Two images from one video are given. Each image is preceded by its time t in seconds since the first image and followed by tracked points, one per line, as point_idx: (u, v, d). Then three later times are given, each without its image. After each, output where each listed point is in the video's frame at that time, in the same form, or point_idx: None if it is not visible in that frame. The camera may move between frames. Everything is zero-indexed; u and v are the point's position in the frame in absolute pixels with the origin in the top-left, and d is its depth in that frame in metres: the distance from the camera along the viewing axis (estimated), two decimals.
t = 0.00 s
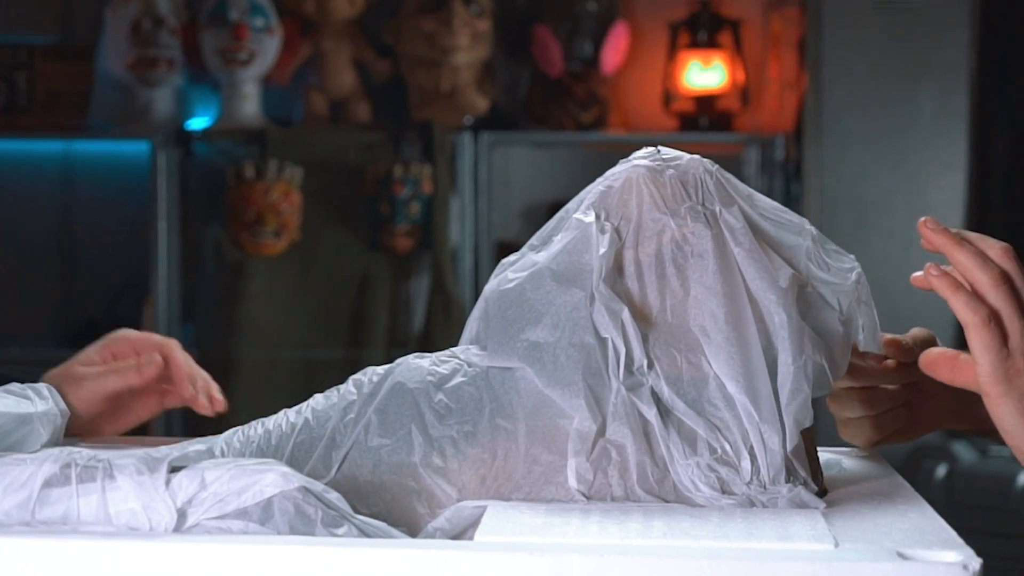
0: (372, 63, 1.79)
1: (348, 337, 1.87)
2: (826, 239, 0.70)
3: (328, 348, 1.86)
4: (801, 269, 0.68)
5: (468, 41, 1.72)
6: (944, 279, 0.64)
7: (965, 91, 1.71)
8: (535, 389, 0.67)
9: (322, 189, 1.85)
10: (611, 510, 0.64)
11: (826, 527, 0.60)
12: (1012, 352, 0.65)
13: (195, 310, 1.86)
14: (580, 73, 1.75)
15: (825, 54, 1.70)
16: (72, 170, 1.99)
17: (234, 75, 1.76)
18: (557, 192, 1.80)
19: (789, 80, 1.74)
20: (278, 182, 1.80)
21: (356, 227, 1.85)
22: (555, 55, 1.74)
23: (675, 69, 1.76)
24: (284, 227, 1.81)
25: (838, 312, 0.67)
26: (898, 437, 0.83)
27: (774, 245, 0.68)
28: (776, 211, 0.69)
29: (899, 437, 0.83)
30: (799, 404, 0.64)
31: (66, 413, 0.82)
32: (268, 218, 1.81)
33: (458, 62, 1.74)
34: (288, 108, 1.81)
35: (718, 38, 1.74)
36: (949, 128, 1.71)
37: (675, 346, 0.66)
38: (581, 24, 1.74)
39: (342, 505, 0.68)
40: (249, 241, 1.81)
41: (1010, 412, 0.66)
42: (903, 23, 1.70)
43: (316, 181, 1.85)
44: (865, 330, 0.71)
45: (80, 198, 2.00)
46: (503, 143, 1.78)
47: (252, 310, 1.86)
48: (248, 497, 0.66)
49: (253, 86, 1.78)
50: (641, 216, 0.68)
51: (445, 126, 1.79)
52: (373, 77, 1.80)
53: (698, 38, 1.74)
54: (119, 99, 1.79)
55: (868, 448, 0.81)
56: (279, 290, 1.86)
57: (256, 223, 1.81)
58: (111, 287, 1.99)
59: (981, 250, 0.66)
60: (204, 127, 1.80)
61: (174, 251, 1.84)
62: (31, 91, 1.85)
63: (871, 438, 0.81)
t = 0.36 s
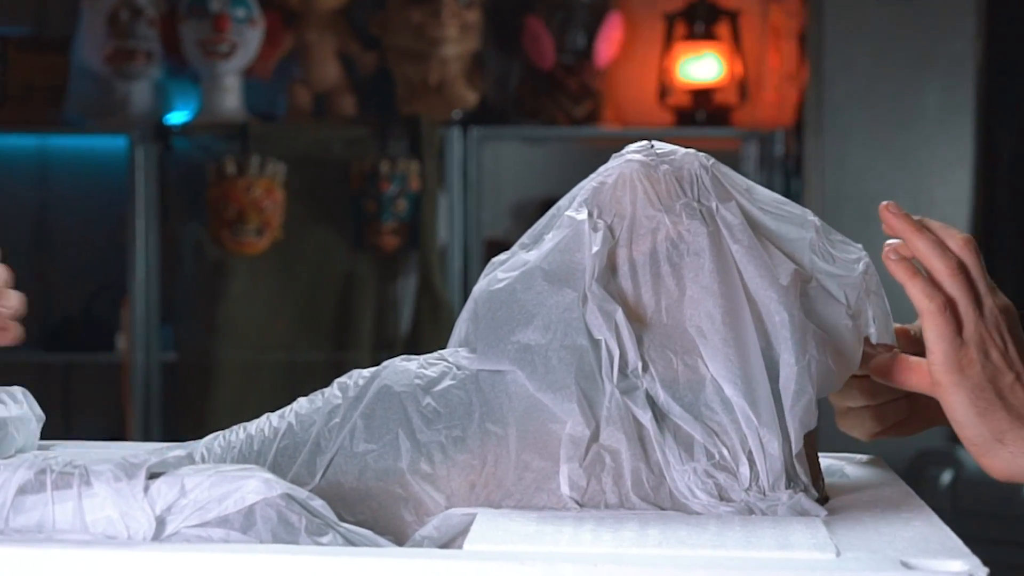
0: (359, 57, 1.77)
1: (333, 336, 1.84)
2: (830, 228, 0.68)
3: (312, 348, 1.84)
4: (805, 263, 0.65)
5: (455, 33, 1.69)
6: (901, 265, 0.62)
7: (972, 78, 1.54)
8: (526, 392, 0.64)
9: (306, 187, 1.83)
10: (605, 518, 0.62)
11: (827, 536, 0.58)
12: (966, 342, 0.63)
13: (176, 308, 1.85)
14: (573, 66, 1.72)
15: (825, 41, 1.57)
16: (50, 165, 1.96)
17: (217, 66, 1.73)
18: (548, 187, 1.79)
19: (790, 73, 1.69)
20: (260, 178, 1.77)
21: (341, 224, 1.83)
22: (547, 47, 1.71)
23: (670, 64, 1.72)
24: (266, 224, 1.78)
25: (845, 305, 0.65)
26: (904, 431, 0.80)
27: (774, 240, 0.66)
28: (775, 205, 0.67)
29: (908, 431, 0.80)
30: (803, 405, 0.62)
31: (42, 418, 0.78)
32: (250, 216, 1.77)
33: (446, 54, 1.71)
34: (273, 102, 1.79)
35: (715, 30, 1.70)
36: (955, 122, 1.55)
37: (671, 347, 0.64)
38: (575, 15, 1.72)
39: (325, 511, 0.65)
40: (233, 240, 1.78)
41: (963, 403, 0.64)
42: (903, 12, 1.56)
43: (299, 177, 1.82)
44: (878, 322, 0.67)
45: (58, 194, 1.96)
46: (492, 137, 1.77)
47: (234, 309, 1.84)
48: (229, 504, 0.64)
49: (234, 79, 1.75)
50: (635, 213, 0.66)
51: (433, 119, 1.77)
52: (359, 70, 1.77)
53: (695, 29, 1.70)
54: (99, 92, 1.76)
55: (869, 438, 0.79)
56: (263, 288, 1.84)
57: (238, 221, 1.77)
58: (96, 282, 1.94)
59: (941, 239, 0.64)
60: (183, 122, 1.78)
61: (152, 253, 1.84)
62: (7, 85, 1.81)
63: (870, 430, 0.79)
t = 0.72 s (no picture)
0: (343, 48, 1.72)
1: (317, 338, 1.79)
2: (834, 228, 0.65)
3: (296, 350, 1.79)
4: (805, 262, 0.63)
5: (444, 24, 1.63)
6: (896, 256, 0.60)
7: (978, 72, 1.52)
8: (517, 396, 0.62)
9: (290, 184, 1.78)
10: (598, 526, 0.60)
11: (829, 544, 0.56)
12: (956, 340, 0.61)
13: (154, 309, 1.79)
14: (564, 58, 1.68)
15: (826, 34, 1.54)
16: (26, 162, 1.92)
17: (198, 58, 1.68)
18: (538, 185, 1.74)
19: (789, 67, 1.68)
20: (242, 174, 1.70)
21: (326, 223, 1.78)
22: (538, 39, 1.67)
23: (667, 55, 1.68)
24: (248, 222, 1.71)
25: (847, 305, 0.63)
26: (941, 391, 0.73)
27: (774, 239, 0.63)
28: (771, 203, 0.64)
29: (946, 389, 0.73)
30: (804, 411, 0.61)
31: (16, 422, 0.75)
32: (232, 214, 1.71)
33: (435, 46, 1.64)
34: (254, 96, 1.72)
35: (713, 21, 1.65)
36: (960, 115, 1.53)
37: (667, 349, 0.62)
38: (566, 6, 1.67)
39: (310, 519, 0.63)
40: (215, 239, 1.72)
41: (946, 404, 0.61)
42: (910, 5, 1.53)
43: (281, 174, 1.78)
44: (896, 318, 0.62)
45: (37, 190, 1.93)
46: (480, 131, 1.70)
47: (214, 311, 1.79)
48: (211, 511, 0.61)
49: (215, 73, 1.70)
50: (629, 210, 0.64)
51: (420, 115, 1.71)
52: (344, 63, 1.72)
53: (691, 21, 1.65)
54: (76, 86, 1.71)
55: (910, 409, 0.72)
56: (245, 289, 1.78)
57: (220, 219, 1.71)
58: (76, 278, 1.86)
59: (936, 234, 0.62)
60: (163, 116, 1.72)
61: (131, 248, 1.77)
62: None
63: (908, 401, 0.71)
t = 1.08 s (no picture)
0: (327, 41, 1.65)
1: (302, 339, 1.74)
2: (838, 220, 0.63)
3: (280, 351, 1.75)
4: (809, 261, 0.61)
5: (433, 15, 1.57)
6: (903, 252, 0.57)
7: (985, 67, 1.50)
8: (508, 400, 0.61)
9: (274, 181, 1.72)
10: (593, 534, 0.58)
11: (830, 552, 0.55)
12: (966, 338, 0.59)
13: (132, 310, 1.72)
14: (557, 51, 1.61)
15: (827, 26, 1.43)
16: None
17: (178, 51, 1.60)
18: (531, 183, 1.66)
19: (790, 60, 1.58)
20: (224, 171, 1.65)
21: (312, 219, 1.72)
22: (529, 30, 1.60)
23: (664, 48, 1.61)
24: (230, 220, 1.66)
25: (855, 303, 0.61)
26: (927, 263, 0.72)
27: (775, 237, 0.62)
28: (772, 203, 0.62)
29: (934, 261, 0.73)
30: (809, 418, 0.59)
31: None
32: (214, 212, 1.65)
33: (423, 39, 1.59)
34: (238, 89, 1.65)
35: (711, 12, 1.59)
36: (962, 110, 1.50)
37: (664, 351, 0.60)
38: None
39: (294, 525, 0.61)
40: (194, 237, 1.66)
41: (957, 405, 0.61)
42: None
43: (264, 171, 1.71)
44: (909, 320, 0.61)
45: None
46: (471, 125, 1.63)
47: (196, 312, 1.73)
48: (191, 519, 0.59)
49: (197, 65, 1.62)
50: (626, 208, 0.62)
51: (408, 108, 1.63)
52: (330, 56, 1.65)
53: (688, 12, 1.59)
54: (49, 78, 1.62)
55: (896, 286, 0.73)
56: (227, 291, 1.74)
57: (200, 216, 1.65)
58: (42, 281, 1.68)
59: (943, 227, 0.59)
60: (142, 111, 1.64)
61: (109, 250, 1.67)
62: None
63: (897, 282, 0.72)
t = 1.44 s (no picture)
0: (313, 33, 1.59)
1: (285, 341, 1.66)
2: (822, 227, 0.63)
3: (263, 355, 1.66)
4: (801, 246, 0.59)
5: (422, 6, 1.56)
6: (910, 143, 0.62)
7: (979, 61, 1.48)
8: (498, 403, 0.59)
9: (255, 177, 1.64)
10: (586, 542, 0.56)
11: (832, 561, 0.53)
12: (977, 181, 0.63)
13: (111, 308, 1.66)
14: (550, 44, 1.58)
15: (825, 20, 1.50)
16: None
17: (160, 44, 1.58)
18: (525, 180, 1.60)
19: (790, 52, 1.56)
20: (207, 166, 1.61)
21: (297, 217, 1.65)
22: (522, 24, 1.58)
23: (659, 41, 1.56)
24: (213, 218, 1.62)
25: (861, 269, 0.58)
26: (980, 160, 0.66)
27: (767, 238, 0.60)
28: (761, 198, 0.61)
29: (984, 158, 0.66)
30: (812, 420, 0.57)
31: None
32: (196, 209, 1.61)
33: (412, 31, 1.56)
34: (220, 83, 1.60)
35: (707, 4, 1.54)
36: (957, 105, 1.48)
37: (658, 354, 0.59)
38: None
39: (279, 533, 0.59)
40: (176, 235, 1.62)
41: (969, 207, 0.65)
42: None
43: (248, 165, 1.64)
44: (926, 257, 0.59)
45: None
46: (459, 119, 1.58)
47: (178, 315, 1.66)
48: (173, 526, 0.57)
49: (178, 58, 1.59)
50: (618, 205, 0.61)
51: (395, 104, 1.59)
52: (315, 48, 1.60)
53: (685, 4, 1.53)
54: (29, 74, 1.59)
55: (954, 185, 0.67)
56: (209, 292, 1.66)
57: (182, 214, 1.61)
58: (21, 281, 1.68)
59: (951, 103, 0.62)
60: (123, 105, 1.61)
61: (89, 245, 1.64)
62: None
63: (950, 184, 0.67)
